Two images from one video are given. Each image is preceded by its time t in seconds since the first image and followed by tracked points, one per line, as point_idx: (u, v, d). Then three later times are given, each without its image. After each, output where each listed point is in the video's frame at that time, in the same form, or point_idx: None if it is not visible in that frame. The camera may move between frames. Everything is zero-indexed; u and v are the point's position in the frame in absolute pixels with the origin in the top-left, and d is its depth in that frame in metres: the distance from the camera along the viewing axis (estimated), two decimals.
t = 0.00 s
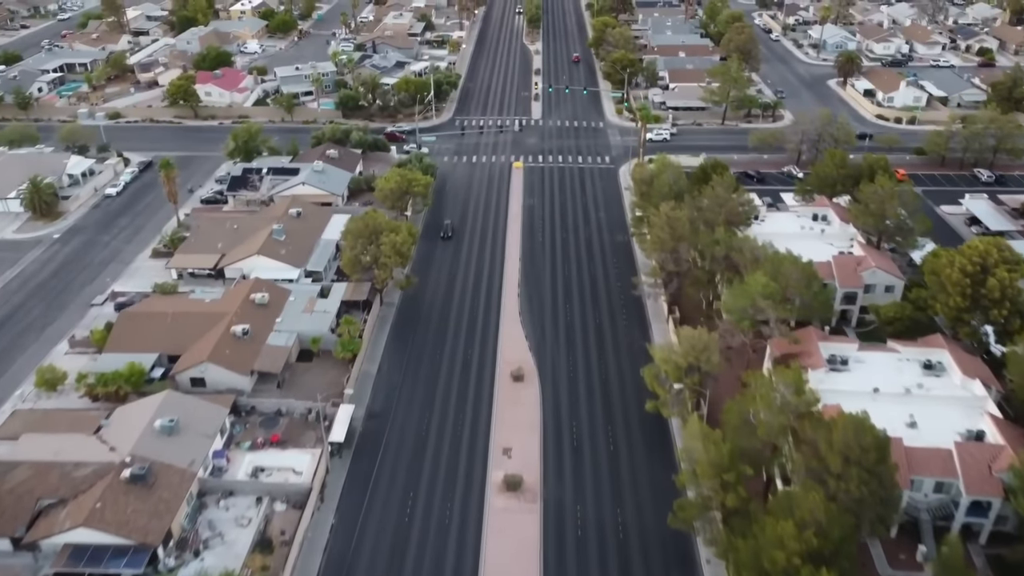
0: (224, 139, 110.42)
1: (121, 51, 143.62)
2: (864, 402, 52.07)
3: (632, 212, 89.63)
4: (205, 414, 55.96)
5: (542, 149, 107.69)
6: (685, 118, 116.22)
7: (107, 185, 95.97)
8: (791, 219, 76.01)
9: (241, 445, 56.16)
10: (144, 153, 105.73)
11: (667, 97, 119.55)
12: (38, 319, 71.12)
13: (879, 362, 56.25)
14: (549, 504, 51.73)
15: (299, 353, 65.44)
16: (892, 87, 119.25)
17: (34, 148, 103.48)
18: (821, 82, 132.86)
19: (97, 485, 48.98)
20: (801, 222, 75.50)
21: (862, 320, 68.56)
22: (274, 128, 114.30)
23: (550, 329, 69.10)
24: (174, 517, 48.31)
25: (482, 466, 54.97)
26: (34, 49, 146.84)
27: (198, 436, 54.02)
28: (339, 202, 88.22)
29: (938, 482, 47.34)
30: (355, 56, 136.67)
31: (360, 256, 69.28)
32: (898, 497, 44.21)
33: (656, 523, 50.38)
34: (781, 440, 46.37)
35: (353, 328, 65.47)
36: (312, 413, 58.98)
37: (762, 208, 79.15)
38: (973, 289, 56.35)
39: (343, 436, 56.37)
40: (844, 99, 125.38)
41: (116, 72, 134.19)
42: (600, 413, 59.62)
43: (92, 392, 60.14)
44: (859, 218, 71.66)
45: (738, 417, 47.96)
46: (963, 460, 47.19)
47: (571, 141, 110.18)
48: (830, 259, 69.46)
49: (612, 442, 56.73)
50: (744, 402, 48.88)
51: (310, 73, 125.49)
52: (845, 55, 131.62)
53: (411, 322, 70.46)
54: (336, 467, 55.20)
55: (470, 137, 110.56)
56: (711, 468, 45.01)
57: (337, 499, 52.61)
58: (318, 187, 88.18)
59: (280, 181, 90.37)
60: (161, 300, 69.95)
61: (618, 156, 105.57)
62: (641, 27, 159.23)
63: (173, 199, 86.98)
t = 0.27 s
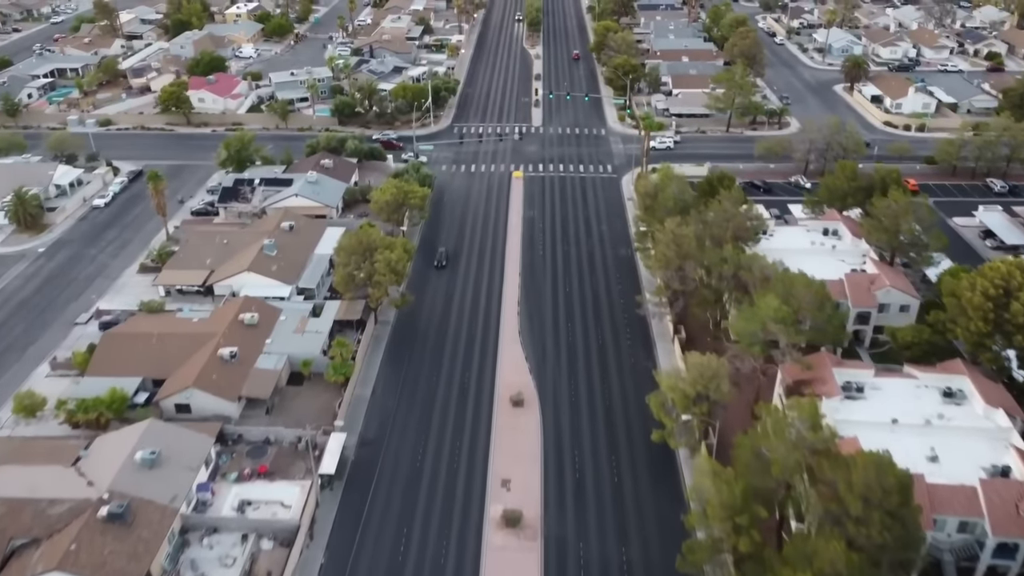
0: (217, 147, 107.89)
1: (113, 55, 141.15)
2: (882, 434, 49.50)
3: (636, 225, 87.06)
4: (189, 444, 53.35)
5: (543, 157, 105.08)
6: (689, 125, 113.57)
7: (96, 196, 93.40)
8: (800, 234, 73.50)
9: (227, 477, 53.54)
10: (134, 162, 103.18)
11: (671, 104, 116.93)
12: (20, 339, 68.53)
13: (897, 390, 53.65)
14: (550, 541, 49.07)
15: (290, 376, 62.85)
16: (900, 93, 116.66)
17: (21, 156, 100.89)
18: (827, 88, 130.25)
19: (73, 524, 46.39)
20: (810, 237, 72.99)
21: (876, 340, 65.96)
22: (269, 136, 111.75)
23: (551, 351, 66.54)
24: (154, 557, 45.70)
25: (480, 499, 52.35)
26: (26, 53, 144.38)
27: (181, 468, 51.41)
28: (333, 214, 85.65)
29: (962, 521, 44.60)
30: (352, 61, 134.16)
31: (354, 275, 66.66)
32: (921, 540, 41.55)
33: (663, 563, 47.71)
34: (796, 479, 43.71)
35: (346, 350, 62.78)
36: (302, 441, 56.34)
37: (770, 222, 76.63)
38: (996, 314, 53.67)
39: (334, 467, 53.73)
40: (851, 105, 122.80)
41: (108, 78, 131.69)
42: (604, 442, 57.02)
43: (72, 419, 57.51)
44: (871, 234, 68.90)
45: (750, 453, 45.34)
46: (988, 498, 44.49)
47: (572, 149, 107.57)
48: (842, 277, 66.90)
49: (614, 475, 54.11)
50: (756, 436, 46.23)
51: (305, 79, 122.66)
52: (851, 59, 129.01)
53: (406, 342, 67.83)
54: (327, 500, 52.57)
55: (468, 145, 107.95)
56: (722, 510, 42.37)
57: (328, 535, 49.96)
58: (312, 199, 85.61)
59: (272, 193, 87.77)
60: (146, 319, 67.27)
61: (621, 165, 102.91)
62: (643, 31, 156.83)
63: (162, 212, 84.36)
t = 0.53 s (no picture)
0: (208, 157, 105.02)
1: (105, 61, 138.36)
2: (905, 473, 46.58)
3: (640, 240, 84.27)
4: (169, 481, 50.39)
5: (543, 167, 102.18)
6: (694, 133, 110.64)
7: (82, 209, 90.47)
8: (812, 252, 70.66)
9: (209, 516, 50.55)
10: (123, 173, 100.27)
11: (674, 111, 114.07)
12: None
13: (919, 424, 50.73)
14: None
15: (278, 404, 59.92)
16: (910, 100, 113.78)
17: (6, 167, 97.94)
18: (834, 94, 127.40)
19: (42, 573, 43.43)
20: (823, 255, 70.13)
21: (892, 365, 63.05)
22: (262, 145, 108.89)
23: (552, 377, 63.61)
24: None
25: (477, 541, 49.36)
26: (16, 58, 141.53)
27: (160, 509, 48.44)
28: (326, 229, 82.79)
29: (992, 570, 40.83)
30: (348, 67, 131.29)
31: (346, 297, 63.74)
32: None
33: None
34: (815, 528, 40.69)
35: (336, 377, 59.76)
36: (289, 477, 53.38)
37: (780, 239, 73.74)
38: None
39: (322, 506, 50.72)
40: (858, 112, 119.96)
41: (99, 84, 128.87)
42: (608, 477, 54.07)
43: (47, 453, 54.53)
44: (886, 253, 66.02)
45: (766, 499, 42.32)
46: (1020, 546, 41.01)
47: (573, 159, 104.68)
48: (856, 298, 64.02)
49: (618, 511, 51.26)
50: (772, 479, 43.23)
51: (300, 86, 119.67)
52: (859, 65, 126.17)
53: (400, 367, 64.86)
54: (314, 541, 49.55)
55: (467, 155, 105.04)
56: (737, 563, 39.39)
57: None
58: (305, 214, 82.72)
59: (264, 206, 84.84)
60: (129, 343, 64.31)
61: (624, 175, 100.10)
62: (645, 35, 154.08)
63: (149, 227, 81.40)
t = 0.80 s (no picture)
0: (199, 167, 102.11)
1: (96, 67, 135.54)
2: (929, 519, 43.79)
3: (645, 255, 81.39)
4: (147, 523, 47.46)
5: (544, 178, 99.29)
6: (699, 142, 107.73)
7: (67, 222, 87.51)
8: (824, 271, 67.71)
9: (189, 560, 47.59)
10: (111, 184, 97.34)
11: (678, 119, 111.14)
12: None
13: (942, 463, 47.76)
14: None
15: (266, 435, 57.05)
16: (921, 108, 110.88)
17: None
18: (841, 100, 124.47)
19: None
20: (835, 274, 67.20)
21: (910, 393, 60.09)
22: (255, 154, 106.02)
23: (553, 405, 60.67)
24: None
25: None
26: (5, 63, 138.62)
27: (136, 553, 45.53)
28: (318, 244, 79.87)
29: None
30: (344, 73, 128.48)
31: (338, 320, 60.71)
32: None
33: None
34: None
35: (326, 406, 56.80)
36: (276, 516, 50.52)
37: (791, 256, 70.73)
38: None
39: (309, 549, 47.75)
40: (866, 120, 117.08)
41: (89, 90, 126.01)
42: (612, 515, 51.13)
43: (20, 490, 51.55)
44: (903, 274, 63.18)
45: (784, 551, 39.42)
46: None
47: (575, 169, 101.80)
48: (873, 322, 61.01)
49: (623, 551, 48.45)
50: (790, 530, 40.24)
51: (294, 92, 116.73)
52: (867, 71, 123.25)
53: (395, 393, 61.95)
54: None
55: (465, 165, 102.11)
56: None
57: None
58: (297, 228, 79.82)
59: (254, 220, 81.86)
60: (110, 368, 61.37)
61: (627, 186, 97.22)
62: (648, 39, 151.32)
63: (135, 243, 78.48)
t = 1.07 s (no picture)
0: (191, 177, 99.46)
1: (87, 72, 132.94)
2: (954, 564, 41.18)
3: (649, 270, 78.74)
4: (125, 564, 44.82)
5: (544, 188, 96.69)
6: (703, 151, 105.16)
7: (52, 234, 84.86)
8: (836, 289, 65.06)
9: None
10: (99, 195, 94.69)
11: (682, 127, 108.44)
12: None
13: (966, 501, 45.15)
14: None
15: (253, 466, 54.46)
16: (930, 115, 108.36)
17: None
18: (848, 107, 121.87)
19: None
20: (848, 293, 64.53)
21: (927, 420, 57.40)
22: (248, 163, 103.39)
23: (554, 432, 58.03)
24: None
25: None
26: None
27: None
28: (311, 258, 77.23)
29: None
30: (341, 79, 125.95)
31: (329, 343, 58.12)
32: None
33: None
34: None
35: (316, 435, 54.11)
36: (262, 554, 47.89)
37: (801, 273, 68.02)
38: None
39: None
40: (874, 127, 114.43)
41: (80, 96, 123.41)
42: (617, 552, 48.49)
43: None
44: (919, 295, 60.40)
45: None
46: None
47: (576, 179, 99.19)
48: (888, 345, 58.33)
49: None
50: None
51: (289, 99, 114.09)
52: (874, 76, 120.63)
53: (389, 419, 59.31)
54: None
55: (464, 174, 99.43)
56: None
57: None
58: (289, 242, 77.15)
59: (245, 234, 79.16)
60: (91, 394, 58.73)
61: (630, 197, 94.57)
62: (650, 43, 148.82)
63: (121, 259, 75.80)
